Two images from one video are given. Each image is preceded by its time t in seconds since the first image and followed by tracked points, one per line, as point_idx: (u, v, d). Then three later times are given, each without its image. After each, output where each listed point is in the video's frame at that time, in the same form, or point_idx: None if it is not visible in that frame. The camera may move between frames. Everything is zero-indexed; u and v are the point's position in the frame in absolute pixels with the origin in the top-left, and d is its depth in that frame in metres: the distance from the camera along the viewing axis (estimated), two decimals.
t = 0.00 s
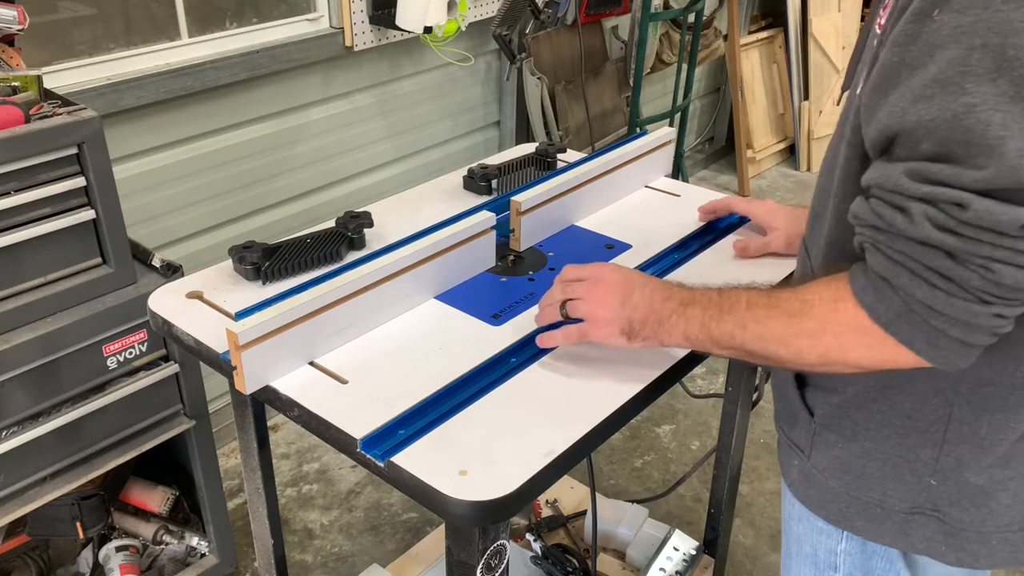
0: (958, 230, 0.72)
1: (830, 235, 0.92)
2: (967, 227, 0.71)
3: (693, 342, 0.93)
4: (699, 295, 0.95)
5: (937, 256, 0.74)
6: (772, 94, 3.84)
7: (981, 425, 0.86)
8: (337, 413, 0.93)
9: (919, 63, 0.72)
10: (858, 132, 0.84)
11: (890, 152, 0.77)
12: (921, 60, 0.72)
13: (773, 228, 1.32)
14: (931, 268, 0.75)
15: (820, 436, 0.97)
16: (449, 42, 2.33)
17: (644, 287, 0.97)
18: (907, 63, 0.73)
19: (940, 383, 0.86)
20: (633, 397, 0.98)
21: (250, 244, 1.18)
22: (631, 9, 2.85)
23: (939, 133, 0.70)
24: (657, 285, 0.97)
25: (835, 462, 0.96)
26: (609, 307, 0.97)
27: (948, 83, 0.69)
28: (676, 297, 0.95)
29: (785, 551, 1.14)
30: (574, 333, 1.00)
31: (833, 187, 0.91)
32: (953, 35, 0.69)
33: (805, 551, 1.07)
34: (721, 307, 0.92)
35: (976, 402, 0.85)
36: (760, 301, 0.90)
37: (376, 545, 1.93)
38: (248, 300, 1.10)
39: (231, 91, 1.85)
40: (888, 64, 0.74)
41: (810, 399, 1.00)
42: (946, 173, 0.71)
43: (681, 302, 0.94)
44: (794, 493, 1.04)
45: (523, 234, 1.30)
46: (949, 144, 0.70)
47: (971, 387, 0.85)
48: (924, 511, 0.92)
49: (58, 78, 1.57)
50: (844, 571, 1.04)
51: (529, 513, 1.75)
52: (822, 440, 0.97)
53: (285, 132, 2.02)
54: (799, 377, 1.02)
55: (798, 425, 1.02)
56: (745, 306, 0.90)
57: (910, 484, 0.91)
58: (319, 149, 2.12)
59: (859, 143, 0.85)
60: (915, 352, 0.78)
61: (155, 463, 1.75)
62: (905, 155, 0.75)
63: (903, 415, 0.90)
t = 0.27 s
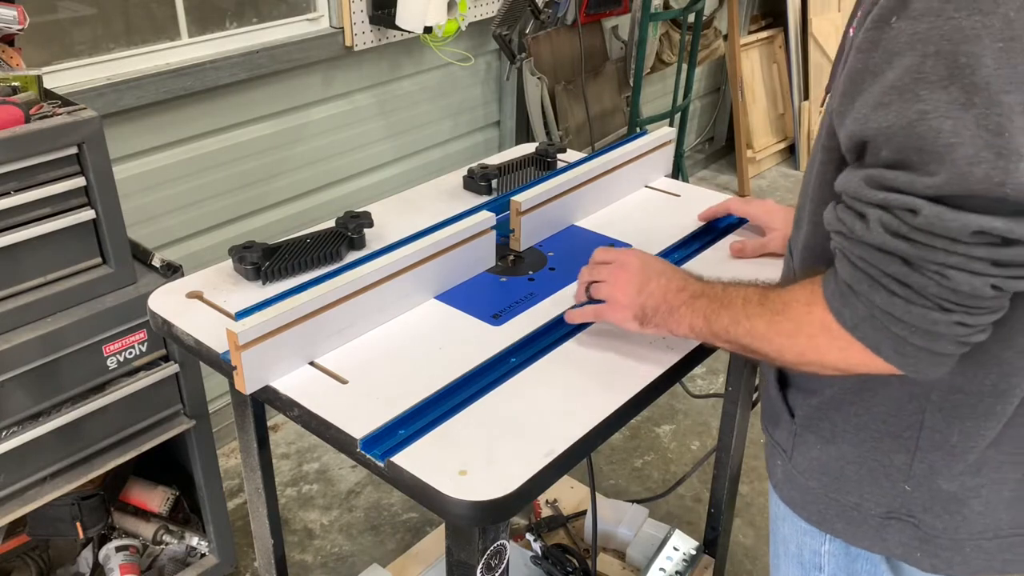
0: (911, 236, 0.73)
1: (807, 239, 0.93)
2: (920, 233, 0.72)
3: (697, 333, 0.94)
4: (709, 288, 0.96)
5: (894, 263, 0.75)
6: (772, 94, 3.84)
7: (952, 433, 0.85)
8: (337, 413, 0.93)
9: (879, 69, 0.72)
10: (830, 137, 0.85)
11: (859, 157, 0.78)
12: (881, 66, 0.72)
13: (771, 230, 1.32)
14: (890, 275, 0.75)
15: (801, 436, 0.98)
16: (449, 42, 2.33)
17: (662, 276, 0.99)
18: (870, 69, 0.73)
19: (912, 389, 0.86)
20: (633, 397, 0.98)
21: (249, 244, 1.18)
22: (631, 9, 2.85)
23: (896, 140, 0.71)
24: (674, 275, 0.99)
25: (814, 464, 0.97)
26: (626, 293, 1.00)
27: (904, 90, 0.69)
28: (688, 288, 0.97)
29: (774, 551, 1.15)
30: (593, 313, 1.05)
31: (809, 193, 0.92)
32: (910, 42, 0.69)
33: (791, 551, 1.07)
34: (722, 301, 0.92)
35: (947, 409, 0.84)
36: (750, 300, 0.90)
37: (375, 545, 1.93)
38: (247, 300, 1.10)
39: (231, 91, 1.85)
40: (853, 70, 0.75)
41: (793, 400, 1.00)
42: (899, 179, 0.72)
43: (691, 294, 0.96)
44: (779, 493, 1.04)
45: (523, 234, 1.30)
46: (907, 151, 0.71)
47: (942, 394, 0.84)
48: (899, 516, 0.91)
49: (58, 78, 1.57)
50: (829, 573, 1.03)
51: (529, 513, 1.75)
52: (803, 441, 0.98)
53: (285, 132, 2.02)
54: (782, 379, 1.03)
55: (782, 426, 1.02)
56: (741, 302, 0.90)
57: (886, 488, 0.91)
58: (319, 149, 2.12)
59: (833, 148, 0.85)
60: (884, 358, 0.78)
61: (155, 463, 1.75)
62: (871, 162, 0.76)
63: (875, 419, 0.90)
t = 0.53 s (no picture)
0: (880, 237, 0.73)
1: (795, 241, 0.94)
2: (887, 235, 0.72)
3: (697, 323, 0.95)
4: (715, 279, 0.96)
5: (863, 264, 0.74)
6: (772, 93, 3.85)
7: (939, 437, 0.84)
8: (338, 414, 0.93)
9: (859, 71, 0.72)
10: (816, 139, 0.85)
11: (840, 158, 0.78)
12: (860, 68, 0.72)
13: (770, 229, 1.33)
14: (861, 276, 0.75)
15: (793, 438, 0.99)
16: (449, 42, 2.33)
17: (672, 267, 1.02)
18: (851, 71, 0.73)
19: (900, 392, 0.86)
20: (633, 398, 0.98)
21: (250, 244, 1.18)
22: (631, 9, 2.85)
23: (870, 142, 0.71)
24: (685, 267, 1.01)
25: (806, 466, 0.97)
26: (637, 284, 1.04)
27: (879, 92, 0.69)
28: (694, 279, 0.98)
29: (770, 552, 1.15)
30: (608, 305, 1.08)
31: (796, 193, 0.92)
32: (884, 45, 0.69)
33: (787, 553, 1.07)
34: (719, 293, 0.93)
35: (933, 412, 0.84)
36: (739, 294, 0.90)
37: (375, 545, 1.93)
38: (248, 301, 1.10)
39: (231, 91, 1.85)
40: (835, 71, 0.75)
41: (783, 402, 1.01)
42: (869, 181, 0.72)
43: (695, 284, 0.97)
44: (773, 495, 1.05)
45: (523, 234, 1.30)
46: (880, 153, 0.71)
47: (930, 398, 0.84)
48: (887, 520, 0.91)
49: (58, 78, 1.57)
50: None
51: (529, 513, 1.75)
52: (794, 442, 0.99)
53: (285, 132, 2.01)
54: (774, 382, 1.04)
55: (773, 428, 1.03)
56: (735, 295, 0.90)
57: (875, 491, 0.91)
58: (320, 149, 2.12)
59: (818, 150, 0.85)
60: (857, 356, 0.78)
61: (155, 464, 1.75)
62: (847, 163, 0.76)
63: (864, 422, 0.90)
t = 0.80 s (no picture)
0: (887, 244, 0.72)
1: (793, 245, 0.94)
2: (895, 241, 0.72)
3: (702, 325, 0.94)
4: (710, 279, 0.94)
5: (872, 271, 0.74)
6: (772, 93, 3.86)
7: (937, 439, 0.84)
8: (338, 414, 0.93)
9: (855, 77, 0.72)
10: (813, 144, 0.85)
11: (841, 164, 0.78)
12: (858, 74, 0.72)
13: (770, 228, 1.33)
14: (870, 283, 0.75)
15: (791, 439, 0.99)
16: (449, 42, 2.33)
17: (665, 270, 1.00)
18: (848, 78, 0.73)
19: (897, 395, 0.86)
20: (632, 398, 0.98)
21: (250, 244, 1.18)
22: (631, 9, 2.85)
23: (871, 148, 0.71)
24: (677, 267, 0.99)
25: (805, 468, 0.97)
26: (634, 292, 1.03)
27: (878, 98, 0.69)
28: (690, 280, 0.96)
29: (770, 553, 1.15)
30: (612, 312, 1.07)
31: (795, 196, 0.92)
32: (883, 51, 0.69)
33: (786, 554, 1.07)
34: (718, 295, 0.92)
35: (930, 415, 0.84)
36: (737, 297, 0.89)
37: (375, 545, 1.93)
38: (248, 301, 1.10)
39: (231, 91, 1.85)
40: (831, 77, 0.75)
41: (782, 403, 1.01)
42: (874, 187, 0.72)
43: (691, 286, 0.96)
44: (773, 497, 1.05)
45: (523, 234, 1.30)
46: (881, 159, 0.71)
47: (926, 401, 0.84)
48: (886, 522, 0.91)
49: (58, 78, 1.57)
50: None
51: (529, 513, 1.75)
52: (793, 444, 0.99)
53: (284, 132, 2.01)
54: (772, 383, 1.04)
55: (773, 430, 1.03)
56: (735, 298, 0.90)
57: (872, 493, 0.91)
58: (320, 149, 2.12)
59: (815, 154, 0.85)
60: (863, 361, 0.78)
61: (155, 464, 1.75)
62: (848, 170, 0.76)
63: (861, 424, 0.90)
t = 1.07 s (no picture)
0: (908, 243, 0.72)
1: (797, 247, 0.93)
2: (916, 240, 0.72)
3: (694, 335, 0.94)
4: (703, 288, 0.94)
5: (890, 271, 0.74)
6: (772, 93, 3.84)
7: (945, 439, 0.84)
8: (338, 414, 0.93)
9: (873, 78, 0.72)
10: (823, 145, 0.85)
11: (857, 164, 0.77)
12: (875, 74, 0.72)
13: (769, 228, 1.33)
14: (887, 284, 0.75)
15: (795, 442, 0.99)
16: (449, 42, 2.33)
17: (654, 277, 0.98)
18: (864, 79, 0.73)
19: (903, 397, 0.86)
20: (632, 398, 0.98)
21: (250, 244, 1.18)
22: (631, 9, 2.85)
23: (890, 148, 0.71)
24: (666, 274, 0.97)
25: (808, 470, 0.97)
26: (621, 300, 1.00)
27: (898, 98, 0.69)
28: (681, 289, 0.95)
29: (771, 554, 1.15)
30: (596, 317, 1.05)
31: (800, 198, 0.92)
32: (901, 50, 0.69)
33: (788, 555, 1.07)
34: (714, 305, 0.91)
35: (937, 416, 0.84)
36: (741, 307, 0.89)
37: (375, 545, 1.93)
38: (248, 300, 1.10)
39: (231, 90, 1.85)
40: (844, 80, 0.75)
41: (786, 406, 1.01)
42: (895, 186, 0.72)
43: (683, 295, 0.94)
44: (775, 498, 1.05)
45: (523, 234, 1.30)
46: (901, 159, 0.71)
47: (933, 403, 0.84)
48: (893, 523, 0.91)
49: (57, 78, 1.57)
50: None
51: (529, 513, 1.75)
52: (798, 446, 0.98)
53: (285, 132, 2.01)
54: (773, 385, 1.04)
55: (776, 433, 1.03)
56: (734, 307, 0.89)
57: (877, 494, 0.91)
58: (320, 149, 2.12)
59: (825, 155, 0.85)
60: (876, 366, 0.78)
61: (155, 464, 1.75)
62: (865, 171, 0.76)
63: (867, 425, 0.90)
